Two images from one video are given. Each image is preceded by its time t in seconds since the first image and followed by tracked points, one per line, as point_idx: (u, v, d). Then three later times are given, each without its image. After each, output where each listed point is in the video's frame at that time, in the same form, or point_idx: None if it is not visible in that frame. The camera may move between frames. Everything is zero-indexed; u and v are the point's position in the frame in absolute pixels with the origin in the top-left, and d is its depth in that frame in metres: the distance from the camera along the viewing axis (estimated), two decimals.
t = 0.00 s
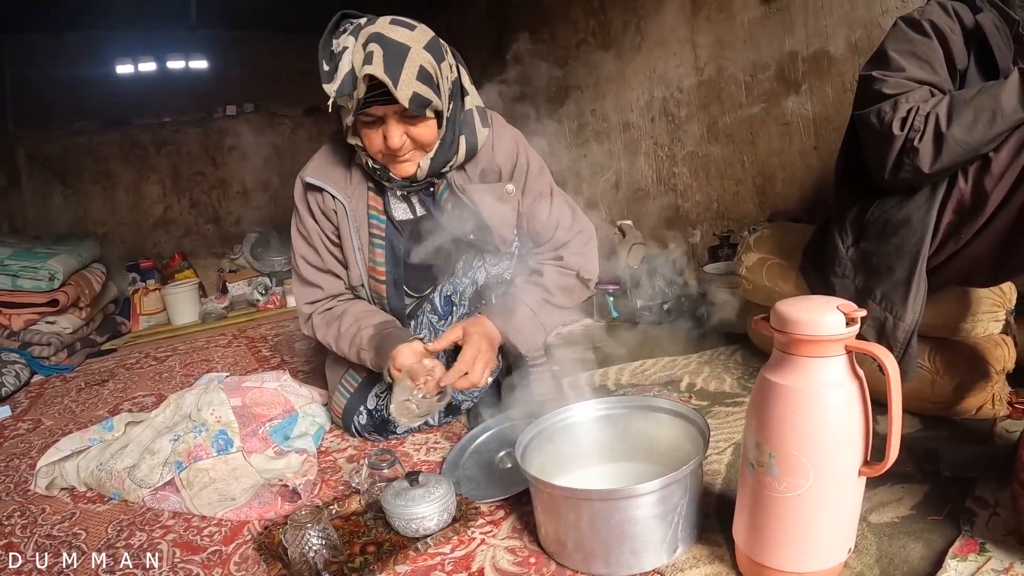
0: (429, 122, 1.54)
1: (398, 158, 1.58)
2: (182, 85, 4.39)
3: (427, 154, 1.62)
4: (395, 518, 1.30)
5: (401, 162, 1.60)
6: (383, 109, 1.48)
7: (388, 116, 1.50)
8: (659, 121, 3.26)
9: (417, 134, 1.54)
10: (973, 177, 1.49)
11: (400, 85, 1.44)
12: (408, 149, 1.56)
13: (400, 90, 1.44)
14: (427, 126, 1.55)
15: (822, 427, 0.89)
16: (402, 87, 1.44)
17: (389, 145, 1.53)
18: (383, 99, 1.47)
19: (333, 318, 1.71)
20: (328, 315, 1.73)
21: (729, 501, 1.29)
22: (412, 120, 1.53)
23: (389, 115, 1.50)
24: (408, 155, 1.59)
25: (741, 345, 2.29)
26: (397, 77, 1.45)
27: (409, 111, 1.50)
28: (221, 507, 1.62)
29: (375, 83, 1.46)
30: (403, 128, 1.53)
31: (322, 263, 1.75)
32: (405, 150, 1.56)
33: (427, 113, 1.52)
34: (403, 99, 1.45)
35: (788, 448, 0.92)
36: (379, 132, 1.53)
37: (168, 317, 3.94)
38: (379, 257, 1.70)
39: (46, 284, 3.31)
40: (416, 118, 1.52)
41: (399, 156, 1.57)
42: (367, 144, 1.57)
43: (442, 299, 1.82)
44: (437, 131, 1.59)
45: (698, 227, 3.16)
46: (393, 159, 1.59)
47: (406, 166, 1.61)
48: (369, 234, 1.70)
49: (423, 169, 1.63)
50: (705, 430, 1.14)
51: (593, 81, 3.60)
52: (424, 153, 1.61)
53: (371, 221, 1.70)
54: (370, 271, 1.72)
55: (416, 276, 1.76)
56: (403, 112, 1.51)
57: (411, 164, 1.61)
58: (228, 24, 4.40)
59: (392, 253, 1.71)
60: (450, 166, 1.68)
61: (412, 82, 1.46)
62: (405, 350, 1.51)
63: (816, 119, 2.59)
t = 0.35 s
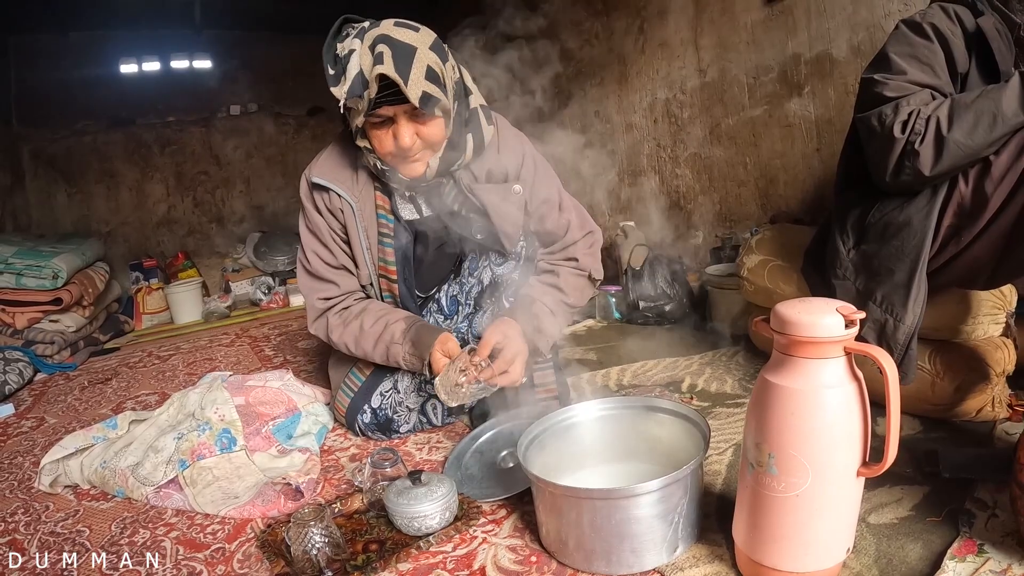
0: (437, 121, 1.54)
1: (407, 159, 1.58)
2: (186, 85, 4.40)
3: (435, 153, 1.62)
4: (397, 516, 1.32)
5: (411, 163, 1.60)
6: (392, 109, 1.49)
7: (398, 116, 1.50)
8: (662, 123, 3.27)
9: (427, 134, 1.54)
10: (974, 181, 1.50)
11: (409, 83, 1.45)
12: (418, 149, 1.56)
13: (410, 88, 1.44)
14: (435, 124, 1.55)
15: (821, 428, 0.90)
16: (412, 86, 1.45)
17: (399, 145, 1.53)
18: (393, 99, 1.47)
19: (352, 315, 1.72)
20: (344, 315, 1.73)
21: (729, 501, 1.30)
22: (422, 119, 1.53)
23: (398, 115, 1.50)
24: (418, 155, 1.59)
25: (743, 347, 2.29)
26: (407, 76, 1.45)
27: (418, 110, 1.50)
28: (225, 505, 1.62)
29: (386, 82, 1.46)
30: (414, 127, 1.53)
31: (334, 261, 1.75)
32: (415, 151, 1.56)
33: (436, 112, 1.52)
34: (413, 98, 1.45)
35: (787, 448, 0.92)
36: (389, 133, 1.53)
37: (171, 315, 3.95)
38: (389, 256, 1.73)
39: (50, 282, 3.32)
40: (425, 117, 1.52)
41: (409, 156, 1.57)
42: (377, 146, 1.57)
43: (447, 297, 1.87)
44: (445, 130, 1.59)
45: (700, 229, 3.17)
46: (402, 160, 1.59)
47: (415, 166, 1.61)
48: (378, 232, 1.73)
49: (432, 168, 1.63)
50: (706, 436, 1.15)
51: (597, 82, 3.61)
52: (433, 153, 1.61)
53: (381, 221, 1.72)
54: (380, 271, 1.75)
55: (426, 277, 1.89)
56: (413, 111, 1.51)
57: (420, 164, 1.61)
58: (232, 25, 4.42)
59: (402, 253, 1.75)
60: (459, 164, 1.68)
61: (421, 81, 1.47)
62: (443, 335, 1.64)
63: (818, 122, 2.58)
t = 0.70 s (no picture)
0: (442, 123, 1.54)
1: (414, 163, 1.59)
2: (190, 84, 4.42)
3: (441, 155, 1.63)
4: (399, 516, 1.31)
5: (416, 167, 1.62)
6: (398, 111, 1.49)
7: (403, 118, 1.50)
8: (665, 124, 3.28)
9: (432, 135, 1.55)
10: (976, 185, 1.50)
11: (414, 83, 1.45)
12: (424, 152, 1.57)
13: (416, 90, 1.45)
14: (441, 126, 1.55)
15: (820, 430, 0.91)
16: (417, 87, 1.45)
17: (406, 148, 1.53)
18: (398, 101, 1.48)
19: (356, 319, 1.59)
20: (348, 316, 1.60)
21: (728, 502, 1.31)
22: (427, 121, 1.53)
23: (404, 117, 1.50)
24: (423, 159, 1.60)
25: (745, 349, 2.30)
26: (411, 77, 1.46)
27: (424, 111, 1.51)
28: (226, 504, 1.63)
29: (391, 83, 1.47)
30: (419, 129, 1.53)
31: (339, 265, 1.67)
32: (421, 153, 1.56)
33: (441, 113, 1.53)
34: (420, 99, 1.46)
35: (786, 451, 0.93)
36: (394, 136, 1.53)
37: (173, 314, 3.96)
38: (391, 262, 1.72)
39: (53, 280, 3.33)
40: (430, 118, 1.53)
41: (415, 159, 1.58)
42: (382, 150, 1.56)
43: (446, 300, 1.83)
44: (450, 132, 1.59)
45: (703, 231, 3.17)
46: (408, 164, 1.60)
47: (421, 169, 1.63)
48: (384, 238, 1.71)
49: (438, 170, 1.65)
50: (706, 435, 1.15)
51: (601, 83, 3.62)
52: (438, 155, 1.63)
53: (387, 226, 1.71)
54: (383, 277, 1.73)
55: (426, 278, 1.80)
56: (417, 114, 1.51)
57: (427, 166, 1.63)
58: (236, 24, 4.42)
59: (405, 257, 1.74)
60: (465, 167, 1.71)
61: (426, 83, 1.47)
62: (437, 366, 1.37)
63: (820, 125, 2.58)
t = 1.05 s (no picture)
0: (457, 123, 1.54)
1: (428, 164, 1.58)
2: (194, 83, 4.43)
3: (457, 157, 1.62)
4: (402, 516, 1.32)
5: (430, 168, 1.60)
6: (414, 111, 1.48)
7: (419, 117, 1.50)
8: (669, 125, 3.28)
9: (447, 135, 1.54)
10: (981, 187, 1.50)
11: (432, 80, 1.46)
12: (439, 152, 1.56)
13: (433, 88, 1.46)
14: (456, 126, 1.54)
15: (825, 431, 0.91)
16: (434, 84, 1.46)
17: (421, 148, 1.53)
18: (415, 100, 1.48)
19: (389, 318, 1.52)
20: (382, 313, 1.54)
21: (732, 504, 1.30)
22: (442, 121, 1.53)
23: (420, 116, 1.50)
24: (438, 160, 1.59)
25: (748, 350, 2.30)
26: (428, 74, 1.47)
27: (438, 110, 1.50)
28: (229, 502, 1.63)
29: (408, 81, 1.47)
30: (435, 129, 1.52)
31: (362, 264, 1.62)
32: (436, 153, 1.56)
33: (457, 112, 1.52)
34: (436, 97, 1.46)
35: (791, 451, 0.93)
36: (409, 136, 1.53)
37: (176, 312, 3.97)
38: (408, 264, 1.75)
39: (56, 278, 3.34)
40: (445, 118, 1.52)
41: (430, 161, 1.58)
42: (395, 152, 1.56)
43: (454, 301, 1.82)
44: (464, 133, 1.58)
45: (706, 232, 3.18)
46: (422, 165, 1.59)
47: (435, 171, 1.61)
48: (402, 240, 1.74)
49: (453, 172, 1.64)
50: (720, 435, 1.19)
51: (605, 84, 3.62)
52: (453, 157, 1.61)
53: (404, 228, 1.74)
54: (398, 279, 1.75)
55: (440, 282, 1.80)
56: (433, 113, 1.50)
57: (441, 169, 1.62)
58: (240, 23, 4.43)
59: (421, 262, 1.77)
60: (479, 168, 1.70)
61: (442, 81, 1.48)
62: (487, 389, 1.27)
63: (824, 126, 2.58)
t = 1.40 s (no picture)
0: (474, 124, 1.54)
1: (444, 165, 1.58)
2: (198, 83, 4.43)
3: (470, 158, 1.62)
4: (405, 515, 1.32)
5: (445, 169, 1.60)
6: (434, 111, 1.47)
7: (437, 118, 1.49)
8: (673, 126, 3.28)
9: (463, 136, 1.54)
10: (987, 187, 1.49)
11: (451, 80, 1.44)
12: (456, 153, 1.56)
13: (453, 89, 1.44)
14: (473, 128, 1.55)
15: (832, 429, 0.90)
16: (454, 84, 1.45)
17: (438, 149, 1.53)
18: (436, 100, 1.46)
19: (399, 317, 1.53)
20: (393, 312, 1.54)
21: (737, 504, 1.30)
22: (460, 121, 1.52)
23: (438, 117, 1.49)
24: (454, 162, 1.59)
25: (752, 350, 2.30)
26: (449, 75, 1.45)
27: (458, 111, 1.50)
28: (232, 500, 1.62)
29: (430, 82, 1.44)
30: (452, 129, 1.52)
31: (371, 266, 1.61)
32: (453, 154, 1.56)
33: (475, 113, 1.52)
34: (457, 98, 1.45)
35: (797, 449, 0.93)
36: (426, 137, 1.52)
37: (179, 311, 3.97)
38: (417, 265, 1.74)
39: (59, 277, 3.36)
40: (463, 119, 1.52)
41: (446, 162, 1.58)
42: (411, 152, 1.57)
43: (464, 303, 1.83)
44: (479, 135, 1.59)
45: (709, 232, 3.18)
46: (438, 166, 1.59)
47: (449, 173, 1.61)
48: (412, 241, 1.73)
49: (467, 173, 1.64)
50: (730, 430, 1.22)
51: (608, 85, 3.62)
52: (468, 158, 1.62)
53: (415, 230, 1.73)
54: (407, 280, 1.74)
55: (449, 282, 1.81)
56: (452, 114, 1.50)
57: (455, 170, 1.61)
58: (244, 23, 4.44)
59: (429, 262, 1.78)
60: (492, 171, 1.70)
61: (462, 82, 1.47)
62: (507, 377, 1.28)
63: (829, 127, 2.57)
